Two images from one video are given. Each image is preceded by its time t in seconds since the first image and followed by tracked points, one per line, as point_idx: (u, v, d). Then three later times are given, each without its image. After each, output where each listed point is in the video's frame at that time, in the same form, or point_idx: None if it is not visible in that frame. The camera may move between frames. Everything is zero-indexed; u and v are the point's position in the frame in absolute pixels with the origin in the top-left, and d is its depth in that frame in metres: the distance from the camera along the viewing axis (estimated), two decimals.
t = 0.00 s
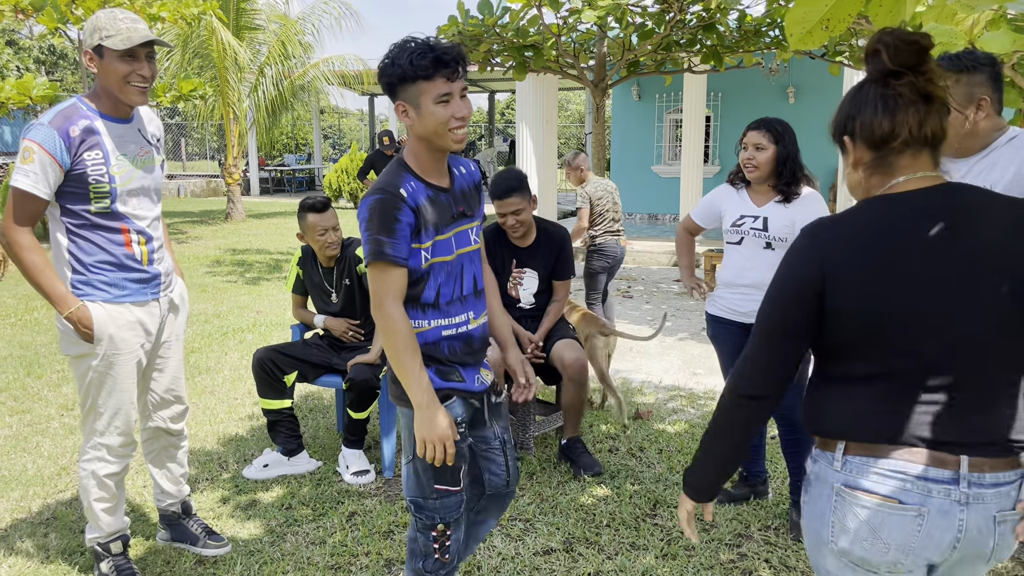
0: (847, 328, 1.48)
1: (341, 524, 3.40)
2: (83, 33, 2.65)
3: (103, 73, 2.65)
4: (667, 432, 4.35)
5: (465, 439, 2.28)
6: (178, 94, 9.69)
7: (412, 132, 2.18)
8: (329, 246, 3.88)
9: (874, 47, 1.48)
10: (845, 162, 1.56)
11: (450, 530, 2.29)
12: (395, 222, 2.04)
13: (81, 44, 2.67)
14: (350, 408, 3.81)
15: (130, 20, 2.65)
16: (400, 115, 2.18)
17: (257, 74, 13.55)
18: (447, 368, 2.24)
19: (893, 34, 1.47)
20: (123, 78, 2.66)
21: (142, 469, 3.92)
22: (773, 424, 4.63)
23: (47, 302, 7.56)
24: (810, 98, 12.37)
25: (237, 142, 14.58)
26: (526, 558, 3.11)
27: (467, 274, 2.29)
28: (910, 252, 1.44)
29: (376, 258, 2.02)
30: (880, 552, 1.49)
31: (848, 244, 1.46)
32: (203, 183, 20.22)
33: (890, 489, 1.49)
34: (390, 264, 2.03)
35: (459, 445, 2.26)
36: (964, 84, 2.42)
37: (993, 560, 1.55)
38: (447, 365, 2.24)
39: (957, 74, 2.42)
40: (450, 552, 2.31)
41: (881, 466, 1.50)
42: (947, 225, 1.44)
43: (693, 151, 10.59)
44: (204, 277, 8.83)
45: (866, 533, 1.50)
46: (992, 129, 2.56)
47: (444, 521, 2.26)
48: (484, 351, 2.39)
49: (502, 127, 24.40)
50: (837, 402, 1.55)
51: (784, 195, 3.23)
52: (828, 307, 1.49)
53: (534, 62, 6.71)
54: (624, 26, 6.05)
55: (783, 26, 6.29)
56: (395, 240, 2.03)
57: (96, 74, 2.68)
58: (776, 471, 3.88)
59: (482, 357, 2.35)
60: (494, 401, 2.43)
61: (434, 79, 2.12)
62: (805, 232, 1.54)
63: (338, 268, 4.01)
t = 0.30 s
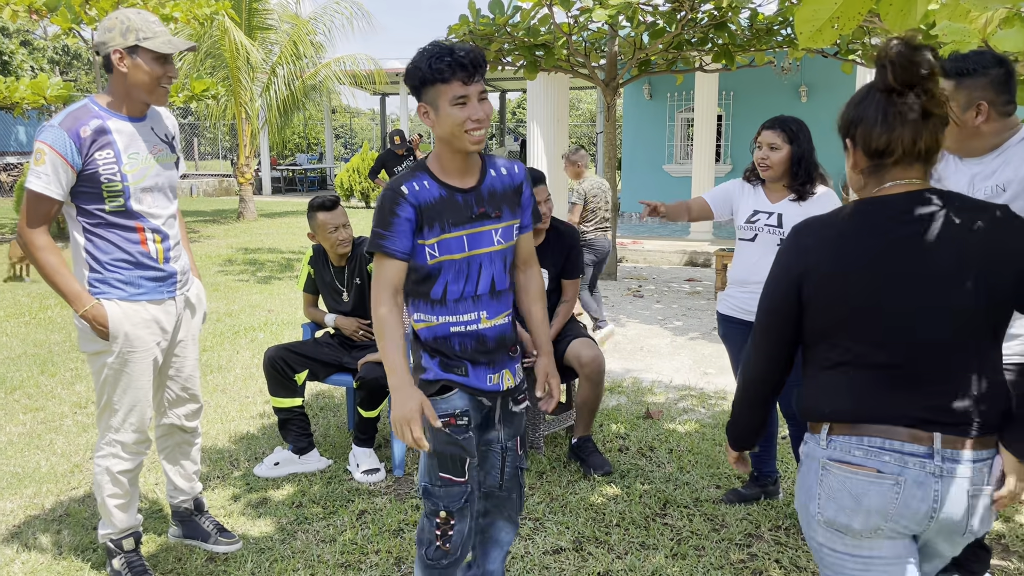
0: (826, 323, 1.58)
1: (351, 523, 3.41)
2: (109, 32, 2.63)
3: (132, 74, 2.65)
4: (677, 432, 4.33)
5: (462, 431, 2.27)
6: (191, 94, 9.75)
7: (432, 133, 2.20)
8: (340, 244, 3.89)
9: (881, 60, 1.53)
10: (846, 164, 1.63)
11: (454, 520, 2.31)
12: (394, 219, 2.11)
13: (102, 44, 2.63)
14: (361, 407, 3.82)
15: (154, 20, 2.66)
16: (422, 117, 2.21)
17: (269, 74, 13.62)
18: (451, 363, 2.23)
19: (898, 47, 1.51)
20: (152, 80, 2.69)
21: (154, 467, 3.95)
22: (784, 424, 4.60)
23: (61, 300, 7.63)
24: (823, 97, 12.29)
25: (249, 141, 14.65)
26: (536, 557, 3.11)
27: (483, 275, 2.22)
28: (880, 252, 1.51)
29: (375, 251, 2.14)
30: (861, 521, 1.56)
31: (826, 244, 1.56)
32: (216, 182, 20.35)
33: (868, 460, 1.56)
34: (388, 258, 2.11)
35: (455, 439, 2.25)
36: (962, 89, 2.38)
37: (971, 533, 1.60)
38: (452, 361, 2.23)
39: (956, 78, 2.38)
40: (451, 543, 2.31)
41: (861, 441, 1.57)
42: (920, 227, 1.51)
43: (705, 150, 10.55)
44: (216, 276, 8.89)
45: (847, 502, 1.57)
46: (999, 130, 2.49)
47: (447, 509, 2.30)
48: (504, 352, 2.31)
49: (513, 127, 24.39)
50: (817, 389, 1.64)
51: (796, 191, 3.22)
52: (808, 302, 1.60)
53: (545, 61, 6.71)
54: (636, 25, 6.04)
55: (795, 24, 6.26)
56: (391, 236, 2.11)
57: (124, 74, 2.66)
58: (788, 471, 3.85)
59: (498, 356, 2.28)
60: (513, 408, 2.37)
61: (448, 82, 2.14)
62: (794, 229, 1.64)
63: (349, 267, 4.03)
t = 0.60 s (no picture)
0: (830, 302, 1.69)
1: (359, 522, 3.42)
2: (132, 30, 2.66)
3: (155, 73, 2.69)
4: (685, 432, 4.32)
5: (449, 413, 2.33)
6: (200, 94, 9.79)
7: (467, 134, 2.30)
8: (348, 243, 3.89)
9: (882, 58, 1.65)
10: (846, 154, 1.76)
11: (433, 500, 2.36)
12: (418, 209, 2.24)
13: (124, 44, 2.66)
14: (369, 406, 3.82)
15: (174, 21, 2.71)
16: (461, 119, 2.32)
17: (278, 74, 13.65)
18: (451, 351, 2.32)
19: (900, 48, 1.63)
20: (172, 81, 2.73)
21: (163, 466, 3.96)
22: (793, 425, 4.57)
23: (71, 300, 7.68)
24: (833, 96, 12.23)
25: (258, 141, 14.69)
26: (543, 556, 3.11)
27: (494, 275, 2.28)
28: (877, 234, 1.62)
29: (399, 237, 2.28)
30: (858, 495, 1.68)
31: (832, 230, 1.66)
32: (225, 182, 20.41)
33: (863, 441, 1.68)
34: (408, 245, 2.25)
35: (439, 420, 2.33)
36: (967, 87, 2.38)
37: (970, 487, 1.73)
38: (453, 352, 2.32)
39: (962, 76, 2.38)
40: (427, 521, 2.37)
41: (857, 423, 1.69)
42: (921, 214, 1.63)
43: (714, 150, 10.52)
44: (225, 276, 8.92)
45: (844, 480, 1.68)
46: (1005, 129, 2.47)
47: (428, 488, 2.36)
48: (508, 351, 2.34)
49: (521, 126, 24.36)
50: (823, 362, 1.73)
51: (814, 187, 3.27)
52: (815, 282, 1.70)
53: (553, 61, 6.69)
54: (644, 24, 6.03)
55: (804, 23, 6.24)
56: (413, 224, 2.24)
57: (145, 74, 2.69)
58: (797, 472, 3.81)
59: (499, 353, 2.32)
60: (519, 403, 2.43)
61: (481, 86, 2.23)
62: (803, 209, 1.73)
63: (357, 267, 4.02)
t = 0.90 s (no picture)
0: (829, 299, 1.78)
1: (367, 522, 3.42)
2: (150, 32, 2.68)
3: (171, 74, 2.72)
4: (692, 432, 4.31)
5: (447, 410, 2.34)
6: (207, 95, 9.82)
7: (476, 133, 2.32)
8: (348, 245, 3.88)
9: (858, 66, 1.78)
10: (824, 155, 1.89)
11: (425, 494, 2.39)
12: (429, 205, 2.27)
13: (140, 45, 2.69)
14: (376, 406, 3.82)
15: (190, 24, 2.74)
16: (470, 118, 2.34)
17: (284, 74, 13.68)
18: (459, 350, 2.33)
19: (877, 57, 1.75)
20: (187, 82, 2.76)
21: (171, 465, 3.98)
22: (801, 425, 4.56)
23: (78, 300, 7.71)
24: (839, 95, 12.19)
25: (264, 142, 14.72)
26: (550, 557, 3.11)
27: (503, 271, 2.28)
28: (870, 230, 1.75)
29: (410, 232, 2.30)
30: (832, 476, 1.82)
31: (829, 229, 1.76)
32: (231, 182, 20.44)
33: (837, 426, 1.81)
34: (422, 240, 2.28)
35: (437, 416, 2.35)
36: (983, 84, 2.38)
37: (938, 468, 1.87)
38: (461, 348, 2.33)
39: (977, 73, 2.39)
40: (419, 511, 2.41)
41: (830, 408, 1.83)
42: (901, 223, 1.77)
43: (720, 150, 10.51)
44: (232, 276, 8.94)
45: (818, 462, 1.82)
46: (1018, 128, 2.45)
47: (422, 482, 2.40)
48: (516, 349, 2.34)
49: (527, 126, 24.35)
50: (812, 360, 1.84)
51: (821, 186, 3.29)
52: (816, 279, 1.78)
53: (559, 61, 6.68)
54: (650, 24, 6.02)
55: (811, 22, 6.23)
56: (425, 219, 2.27)
57: (161, 75, 2.72)
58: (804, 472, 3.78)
59: (507, 351, 2.32)
60: (529, 402, 2.43)
61: (486, 85, 2.26)
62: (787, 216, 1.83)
63: (363, 267, 4.03)
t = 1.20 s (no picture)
0: (770, 288, 1.92)
1: (370, 522, 3.42)
2: (157, 34, 2.69)
3: (177, 75, 2.72)
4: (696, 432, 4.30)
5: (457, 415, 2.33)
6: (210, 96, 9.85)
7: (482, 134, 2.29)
8: (345, 245, 3.89)
9: (789, 78, 1.91)
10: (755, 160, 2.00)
11: (431, 494, 2.40)
12: (436, 207, 2.24)
13: (148, 46, 2.69)
14: (380, 407, 3.82)
15: (197, 26, 2.75)
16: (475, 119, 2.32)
17: (288, 75, 13.70)
18: (468, 353, 2.33)
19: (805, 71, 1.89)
20: (194, 84, 2.76)
21: (174, 466, 3.98)
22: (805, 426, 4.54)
23: (82, 301, 7.73)
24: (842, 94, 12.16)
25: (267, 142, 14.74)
26: (554, 557, 3.11)
27: (509, 273, 2.29)
28: (805, 223, 1.89)
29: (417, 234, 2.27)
30: (766, 442, 1.97)
31: (765, 220, 1.90)
32: (235, 183, 20.49)
33: (769, 393, 1.97)
34: (427, 243, 2.25)
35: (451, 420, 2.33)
36: (995, 79, 2.39)
37: (869, 440, 1.97)
38: (470, 351, 2.33)
39: (988, 69, 2.41)
40: (425, 514, 2.42)
41: (762, 378, 1.98)
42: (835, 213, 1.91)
43: (723, 149, 10.49)
44: (236, 277, 8.95)
45: (755, 430, 1.98)
46: None
47: (428, 483, 2.41)
48: (524, 350, 2.35)
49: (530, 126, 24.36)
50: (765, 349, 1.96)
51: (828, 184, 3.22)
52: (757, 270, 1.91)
53: (562, 61, 6.65)
54: (653, 24, 6.02)
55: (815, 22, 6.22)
56: (433, 222, 2.24)
57: (167, 76, 2.72)
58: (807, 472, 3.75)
59: (515, 352, 2.33)
60: (535, 400, 2.43)
61: (500, 87, 2.24)
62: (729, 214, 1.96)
63: (366, 268, 4.03)
